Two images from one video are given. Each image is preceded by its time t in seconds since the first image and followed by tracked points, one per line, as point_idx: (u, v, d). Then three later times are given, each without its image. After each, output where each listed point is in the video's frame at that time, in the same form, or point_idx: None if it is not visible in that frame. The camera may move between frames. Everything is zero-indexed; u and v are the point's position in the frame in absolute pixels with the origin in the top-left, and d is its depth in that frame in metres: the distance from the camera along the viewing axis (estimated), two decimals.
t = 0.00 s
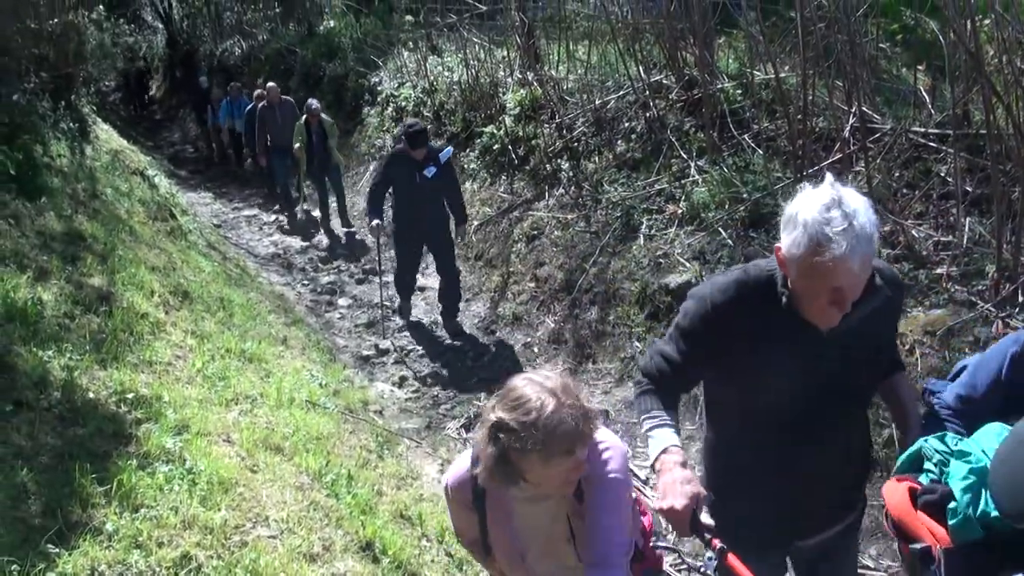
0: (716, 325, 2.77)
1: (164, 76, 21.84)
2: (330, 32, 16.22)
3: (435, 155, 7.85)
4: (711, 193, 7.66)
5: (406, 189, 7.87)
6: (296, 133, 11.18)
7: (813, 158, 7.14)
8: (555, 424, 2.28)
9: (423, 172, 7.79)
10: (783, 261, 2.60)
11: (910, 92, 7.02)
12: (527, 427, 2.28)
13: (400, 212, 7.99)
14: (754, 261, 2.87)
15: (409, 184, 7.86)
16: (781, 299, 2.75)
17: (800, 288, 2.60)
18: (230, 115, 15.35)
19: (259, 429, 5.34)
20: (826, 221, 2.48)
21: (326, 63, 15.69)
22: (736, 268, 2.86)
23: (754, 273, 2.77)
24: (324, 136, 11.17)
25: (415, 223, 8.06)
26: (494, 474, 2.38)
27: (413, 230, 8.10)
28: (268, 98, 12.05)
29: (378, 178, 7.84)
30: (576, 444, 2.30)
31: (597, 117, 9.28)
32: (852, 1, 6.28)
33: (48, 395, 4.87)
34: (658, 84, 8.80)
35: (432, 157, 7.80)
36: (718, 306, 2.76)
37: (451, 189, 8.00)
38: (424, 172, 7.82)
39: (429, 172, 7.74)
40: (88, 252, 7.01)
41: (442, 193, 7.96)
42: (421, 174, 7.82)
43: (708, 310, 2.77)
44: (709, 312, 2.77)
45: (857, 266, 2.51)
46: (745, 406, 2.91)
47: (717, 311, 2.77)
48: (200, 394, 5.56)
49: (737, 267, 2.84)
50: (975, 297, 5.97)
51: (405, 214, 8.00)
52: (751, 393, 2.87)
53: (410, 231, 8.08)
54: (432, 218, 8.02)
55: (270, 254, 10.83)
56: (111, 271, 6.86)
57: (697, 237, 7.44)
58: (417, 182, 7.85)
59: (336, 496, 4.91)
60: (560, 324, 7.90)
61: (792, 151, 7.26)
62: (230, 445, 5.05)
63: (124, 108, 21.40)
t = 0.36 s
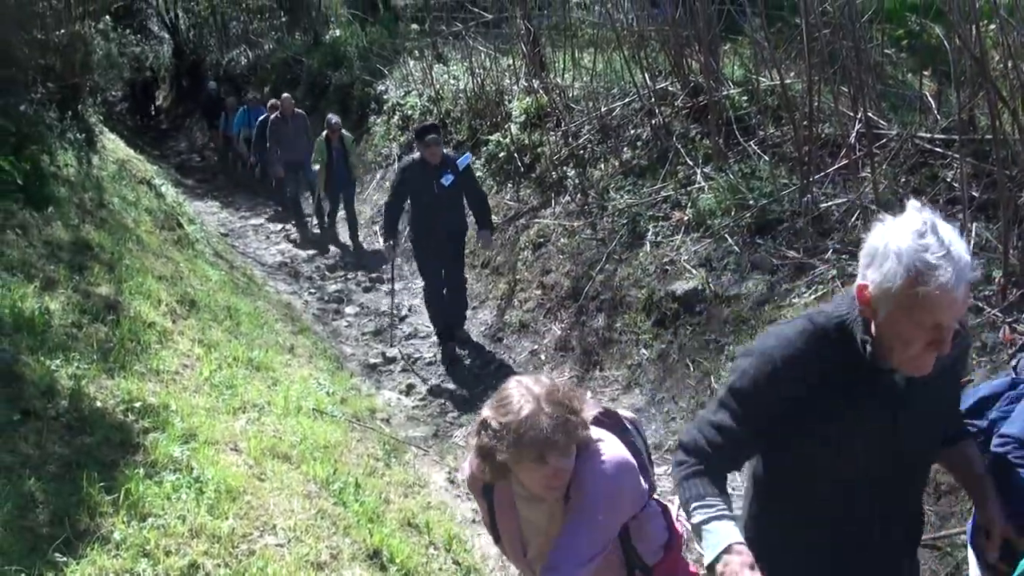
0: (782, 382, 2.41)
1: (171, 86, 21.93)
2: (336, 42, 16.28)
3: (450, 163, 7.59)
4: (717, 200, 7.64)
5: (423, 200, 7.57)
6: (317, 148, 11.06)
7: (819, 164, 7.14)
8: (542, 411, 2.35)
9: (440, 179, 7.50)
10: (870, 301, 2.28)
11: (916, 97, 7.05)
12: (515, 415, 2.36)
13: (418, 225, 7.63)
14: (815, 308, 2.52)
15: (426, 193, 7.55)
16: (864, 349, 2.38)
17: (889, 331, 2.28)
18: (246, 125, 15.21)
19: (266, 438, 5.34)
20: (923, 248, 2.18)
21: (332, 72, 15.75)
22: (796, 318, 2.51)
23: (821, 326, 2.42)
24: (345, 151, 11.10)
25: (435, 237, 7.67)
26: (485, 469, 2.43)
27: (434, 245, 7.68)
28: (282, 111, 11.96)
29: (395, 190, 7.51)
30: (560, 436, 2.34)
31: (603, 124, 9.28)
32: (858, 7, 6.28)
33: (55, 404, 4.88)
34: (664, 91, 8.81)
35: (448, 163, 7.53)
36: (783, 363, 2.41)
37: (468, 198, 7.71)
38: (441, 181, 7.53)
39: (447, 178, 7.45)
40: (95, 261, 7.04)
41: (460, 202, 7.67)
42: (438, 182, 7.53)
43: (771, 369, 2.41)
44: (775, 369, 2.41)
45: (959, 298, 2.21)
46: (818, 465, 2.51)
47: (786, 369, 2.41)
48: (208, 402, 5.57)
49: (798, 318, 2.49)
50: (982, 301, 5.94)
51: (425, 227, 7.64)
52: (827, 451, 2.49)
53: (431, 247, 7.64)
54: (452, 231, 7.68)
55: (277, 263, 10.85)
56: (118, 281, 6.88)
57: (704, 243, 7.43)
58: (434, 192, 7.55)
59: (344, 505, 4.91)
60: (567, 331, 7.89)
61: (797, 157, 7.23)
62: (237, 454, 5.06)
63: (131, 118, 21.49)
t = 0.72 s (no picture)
0: (898, 465, 2.04)
1: (186, 95, 22.07)
2: (350, 50, 16.35)
3: (460, 172, 7.25)
4: (732, 204, 7.60)
5: (437, 213, 7.24)
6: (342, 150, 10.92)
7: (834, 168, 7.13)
8: (584, 423, 2.56)
9: (453, 190, 7.17)
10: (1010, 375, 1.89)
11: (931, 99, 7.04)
12: (559, 430, 2.57)
13: (436, 239, 7.32)
14: (943, 374, 2.12)
15: (440, 204, 7.24)
16: (1004, 425, 1.99)
17: None
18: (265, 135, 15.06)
19: (282, 445, 5.36)
20: None
21: (346, 80, 15.82)
22: (919, 385, 2.14)
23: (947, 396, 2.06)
24: (369, 153, 11.03)
25: (454, 250, 7.37)
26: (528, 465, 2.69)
27: (453, 258, 7.39)
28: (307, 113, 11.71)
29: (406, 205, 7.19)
30: (603, 446, 2.56)
31: (617, 129, 9.26)
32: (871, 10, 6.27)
33: (72, 412, 4.90)
34: (677, 95, 8.79)
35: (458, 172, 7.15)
36: (904, 443, 2.04)
37: (483, 205, 7.40)
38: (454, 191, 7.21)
39: (460, 188, 7.12)
40: (111, 270, 7.08)
41: (475, 211, 7.36)
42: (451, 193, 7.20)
43: (885, 448, 2.04)
44: (897, 446, 2.04)
45: None
46: (956, 564, 2.10)
47: (903, 450, 2.04)
48: (224, 409, 5.59)
49: (922, 385, 2.12)
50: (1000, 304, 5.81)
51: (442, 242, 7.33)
52: (964, 547, 2.08)
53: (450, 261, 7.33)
54: (471, 241, 7.39)
55: (293, 270, 10.89)
56: (134, 289, 6.91)
57: (719, 248, 7.40)
58: (448, 203, 7.23)
59: (360, 512, 4.91)
60: (582, 337, 7.88)
61: (812, 160, 7.19)
62: (254, 460, 5.07)
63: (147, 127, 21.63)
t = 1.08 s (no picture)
0: None
1: (203, 103, 22.23)
2: (366, 56, 16.41)
3: (480, 179, 6.90)
4: (749, 207, 7.57)
5: (451, 221, 6.93)
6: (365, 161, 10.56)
7: (850, 171, 7.09)
8: (677, 422, 2.40)
9: (468, 199, 6.82)
10: None
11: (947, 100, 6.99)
12: (648, 427, 2.40)
13: (450, 248, 7.02)
14: None
15: (455, 215, 6.90)
16: None
17: None
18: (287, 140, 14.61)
19: (300, 450, 5.37)
20: None
21: (361, 86, 15.88)
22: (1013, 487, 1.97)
23: (1013, 535, 1.87)
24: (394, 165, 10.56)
25: (469, 261, 7.04)
26: (605, 462, 2.51)
27: (468, 269, 7.06)
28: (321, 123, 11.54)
29: (420, 211, 6.91)
30: (696, 444, 2.43)
31: (633, 134, 9.24)
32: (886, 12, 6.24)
33: (90, 419, 4.94)
34: (693, 99, 8.74)
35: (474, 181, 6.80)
36: None
37: (503, 216, 7.00)
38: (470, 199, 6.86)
39: (474, 197, 6.77)
40: (129, 277, 7.13)
41: (494, 222, 6.98)
42: (466, 202, 6.85)
43: None
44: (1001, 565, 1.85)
45: None
46: None
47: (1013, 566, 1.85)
48: (242, 415, 5.61)
49: None
50: (1017, 307, 5.76)
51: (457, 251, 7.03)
52: None
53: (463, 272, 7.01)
54: (486, 252, 7.03)
55: (310, 276, 10.93)
56: (151, 296, 6.96)
57: (736, 252, 7.37)
58: (464, 211, 6.89)
59: (377, 517, 4.92)
60: (599, 341, 7.87)
61: (829, 163, 7.16)
62: (271, 466, 5.10)
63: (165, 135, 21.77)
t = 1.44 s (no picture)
0: None
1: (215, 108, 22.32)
2: (376, 61, 16.46)
3: (500, 196, 6.53)
4: (760, 211, 7.54)
5: (466, 238, 6.57)
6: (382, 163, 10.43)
7: (861, 174, 7.05)
8: (748, 386, 2.47)
9: (486, 216, 6.46)
10: None
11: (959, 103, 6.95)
12: (724, 391, 2.46)
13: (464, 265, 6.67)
14: None
15: (472, 233, 6.55)
16: None
17: None
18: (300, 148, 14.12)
19: (311, 454, 5.38)
20: None
21: (372, 91, 15.92)
22: None
23: None
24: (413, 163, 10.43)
25: (482, 280, 6.68)
26: (681, 436, 2.53)
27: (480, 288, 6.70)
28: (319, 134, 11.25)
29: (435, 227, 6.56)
30: (766, 406, 2.51)
31: (644, 138, 9.22)
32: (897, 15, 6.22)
33: (101, 422, 4.95)
34: (704, 103, 8.68)
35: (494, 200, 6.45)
36: None
37: (522, 235, 6.63)
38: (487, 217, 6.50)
39: (492, 216, 6.41)
40: (140, 280, 7.15)
41: (511, 241, 6.63)
42: (484, 219, 6.50)
43: None
44: None
45: None
46: None
47: None
48: (252, 418, 5.62)
49: None
50: None
51: (470, 269, 6.66)
52: None
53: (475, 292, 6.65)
54: (501, 272, 6.66)
55: (320, 280, 10.95)
56: (163, 300, 6.98)
57: (747, 256, 7.35)
58: (480, 229, 6.54)
59: (388, 520, 4.92)
60: (610, 346, 7.86)
61: (839, 167, 7.12)
62: (282, 469, 5.10)
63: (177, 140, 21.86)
